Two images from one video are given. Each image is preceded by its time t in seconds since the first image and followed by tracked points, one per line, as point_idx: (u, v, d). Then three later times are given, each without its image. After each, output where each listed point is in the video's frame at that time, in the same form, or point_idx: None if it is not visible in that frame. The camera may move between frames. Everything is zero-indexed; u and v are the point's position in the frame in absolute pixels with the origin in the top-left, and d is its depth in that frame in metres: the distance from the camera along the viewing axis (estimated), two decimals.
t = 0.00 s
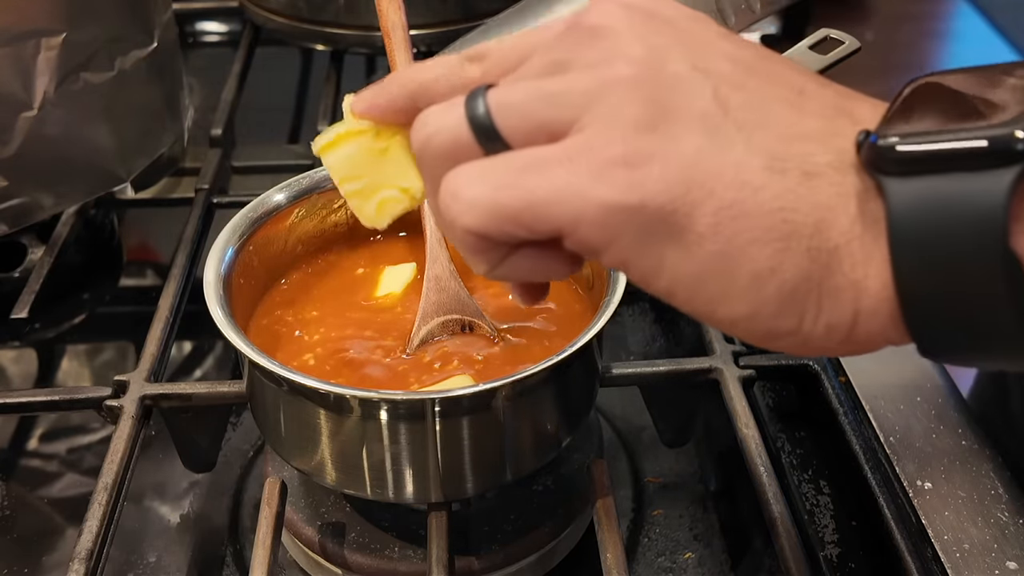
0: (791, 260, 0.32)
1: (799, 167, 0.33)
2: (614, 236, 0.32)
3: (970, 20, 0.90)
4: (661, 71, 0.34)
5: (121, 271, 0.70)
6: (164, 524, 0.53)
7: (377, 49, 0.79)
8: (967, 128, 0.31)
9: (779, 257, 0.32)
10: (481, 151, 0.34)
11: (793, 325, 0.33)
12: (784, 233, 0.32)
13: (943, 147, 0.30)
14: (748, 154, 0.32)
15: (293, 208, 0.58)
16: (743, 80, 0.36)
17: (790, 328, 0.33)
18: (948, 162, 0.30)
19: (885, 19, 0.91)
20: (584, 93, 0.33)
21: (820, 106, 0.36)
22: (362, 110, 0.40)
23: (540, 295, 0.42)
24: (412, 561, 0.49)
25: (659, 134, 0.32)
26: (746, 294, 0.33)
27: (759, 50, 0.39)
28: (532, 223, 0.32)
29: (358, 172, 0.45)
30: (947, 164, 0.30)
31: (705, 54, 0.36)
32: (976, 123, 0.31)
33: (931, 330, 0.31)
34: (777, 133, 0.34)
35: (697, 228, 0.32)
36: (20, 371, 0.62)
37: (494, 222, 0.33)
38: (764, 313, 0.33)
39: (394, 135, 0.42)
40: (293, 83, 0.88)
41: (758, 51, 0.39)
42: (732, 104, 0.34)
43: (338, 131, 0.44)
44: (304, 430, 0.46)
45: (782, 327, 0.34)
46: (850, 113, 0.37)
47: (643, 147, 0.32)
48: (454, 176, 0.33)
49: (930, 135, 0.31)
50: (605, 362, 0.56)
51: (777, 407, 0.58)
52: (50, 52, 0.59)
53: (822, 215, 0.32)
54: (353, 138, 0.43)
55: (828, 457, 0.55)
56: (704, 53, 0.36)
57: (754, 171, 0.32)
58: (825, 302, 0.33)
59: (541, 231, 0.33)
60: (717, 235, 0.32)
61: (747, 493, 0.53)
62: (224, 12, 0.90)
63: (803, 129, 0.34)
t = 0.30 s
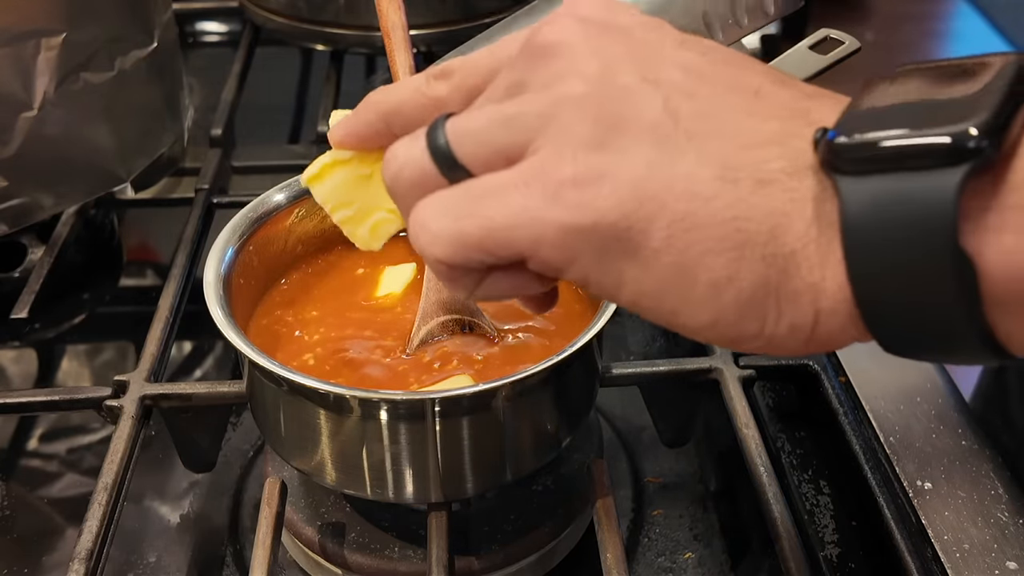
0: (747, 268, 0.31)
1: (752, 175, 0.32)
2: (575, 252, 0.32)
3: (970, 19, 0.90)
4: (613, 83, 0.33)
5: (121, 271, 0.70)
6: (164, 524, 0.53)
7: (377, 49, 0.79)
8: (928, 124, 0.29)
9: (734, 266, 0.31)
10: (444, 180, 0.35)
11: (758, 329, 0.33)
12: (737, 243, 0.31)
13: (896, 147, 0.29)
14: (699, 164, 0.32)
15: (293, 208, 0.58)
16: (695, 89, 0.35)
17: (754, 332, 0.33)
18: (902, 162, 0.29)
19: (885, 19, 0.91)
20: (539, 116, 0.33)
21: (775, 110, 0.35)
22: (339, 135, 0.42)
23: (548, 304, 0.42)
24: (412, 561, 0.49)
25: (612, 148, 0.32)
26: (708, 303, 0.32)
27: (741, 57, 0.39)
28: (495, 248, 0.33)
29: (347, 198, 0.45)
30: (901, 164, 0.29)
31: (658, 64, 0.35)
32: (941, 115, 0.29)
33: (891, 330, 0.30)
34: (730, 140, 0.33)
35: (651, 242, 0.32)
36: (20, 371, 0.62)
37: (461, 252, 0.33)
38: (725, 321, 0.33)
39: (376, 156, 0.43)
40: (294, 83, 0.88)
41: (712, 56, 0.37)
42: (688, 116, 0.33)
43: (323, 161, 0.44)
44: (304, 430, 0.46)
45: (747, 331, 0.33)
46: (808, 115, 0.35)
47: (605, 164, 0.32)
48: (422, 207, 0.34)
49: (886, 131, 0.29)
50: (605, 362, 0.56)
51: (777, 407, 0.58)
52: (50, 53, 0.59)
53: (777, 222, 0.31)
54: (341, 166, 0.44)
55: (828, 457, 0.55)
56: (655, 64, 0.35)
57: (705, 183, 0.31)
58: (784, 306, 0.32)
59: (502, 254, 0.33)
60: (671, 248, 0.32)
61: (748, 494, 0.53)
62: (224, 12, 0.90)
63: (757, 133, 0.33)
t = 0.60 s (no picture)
0: (702, 241, 0.31)
1: (700, 144, 0.31)
2: (530, 249, 0.33)
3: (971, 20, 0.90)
4: (549, 77, 0.34)
5: (121, 271, 0.70)
6: (164, 524, 0.53)
7: (377, 48, 0.79)
8: (880, 75, 0.29)
9: (688, 241, 0.31)
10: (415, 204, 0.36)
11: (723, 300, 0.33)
12: (690, 218, 0.31)
13: (842, 100, 0.29)
14: (641, 143, 0.31)
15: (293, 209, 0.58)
16: (629, 71, 0.35)
17: (720, 306, 0.33)
18: (850, 115, 0.28)
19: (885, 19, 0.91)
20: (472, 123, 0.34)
21: (718, 82, 0.34)
22: (321, 170, 0.44)
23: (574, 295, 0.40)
24: (412, 561, 0.49)
25: (548, 137, 0.32)
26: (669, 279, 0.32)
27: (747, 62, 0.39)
28: (459, 260, 0.33)
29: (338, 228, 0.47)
30: (849, 117, 0.28)
31: (593, 53, 0.36)
32: (893, 63, 0.29)
33: (848, 288, 0.30)
34: (669, 117, 0.32)
35: (602, 226, 0.31)
36: (20, 370, 0.62)
37: (434, 274, 0.34)
38: (689, 296, 0.33)
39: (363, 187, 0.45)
40: (294, 83, 0.88)
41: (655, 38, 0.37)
42: (622, 101, 0.33)
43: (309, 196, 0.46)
44: (304, 430, 0.46)
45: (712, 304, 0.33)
46: (753, 85, 0.34)
47: (543, 156, 0.32)
48: (396, 239, 0.35)
49: (836, 84, 0.29)
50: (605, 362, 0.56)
51: (777, 408, 0.58)
52: (49, 52, 0.59)
53: (727, 190, 0.31)
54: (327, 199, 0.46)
55: (828, 456, 0.55)
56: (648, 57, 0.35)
57: (648, 160, 0.31)
58: (747, 277, 0.32)
59: (469, 265, 0.34)
60: (623, 232, 0.31)
61: (747, 495, 0.52)
62: (225, 13, 0.90)
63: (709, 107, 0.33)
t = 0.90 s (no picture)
0: (699, 264, 0.31)
1: (694, 169, 0.31)
2: (529, 273, 0.33)
3: (971, 19, 0.90)
4: (542, 101, 0.34)
5: (121, 271, 0.70)
6: (164, 524, 0.53)
7: (377, 48, 0.79)
8: (877, 95, 0.29)
9: (685, 266, 0.31)
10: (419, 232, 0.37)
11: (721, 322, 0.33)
12: (686, 240, 0.31)
13: (836, 121, 0.29)
14: (635, 169, 0.32)
15: (293, 209, 0.58)
16: (622, 95, 0.35)
17: (718, 326, 0.33)
18: (845, 136, 0.29)
19: (886, 19, 0.91)
20: (470, 150, 0.34)
21: (710, 104, 0.34)
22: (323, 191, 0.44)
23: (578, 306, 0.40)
24: (412, 561, 0.49)
25: (544, 162, 0.33)
26: (665, 305, 0.32)
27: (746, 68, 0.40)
28: (462, 288, 0.34)
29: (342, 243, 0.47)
30: (843, 139, 0.29)
31: (585, 76, 0.36)
32: (886, 80, 0.29)
33: (846, 308, 0.30)
34: (665, 141, 0.32)
35: (600, 250, 0.32)
36: (20, 370, 0.62)
37: (439, 303, 0.34)
38: (686, 319, 0.32)
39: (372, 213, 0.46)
40: (294, 83, 0.88)
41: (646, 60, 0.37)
42: (617, 126, 0.33)
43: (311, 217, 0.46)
44: (304, 430, 0.46)
45: (712, 326, 0.33)
46: (748, 105, 0.34)
47: (539, 182, 0.32)
48: (402, 271, 0.36)
49: (829, 104, 0.29)
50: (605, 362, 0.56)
51: (777, 408, 0.58)
52: (49, 52, 0.59)
53: (721, 213, 0.31)
54: (329, 219, 0.46)
55: (828, 456, 0.55)
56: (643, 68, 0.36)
57: (642, 185, 0.31)
58: (743, 297, 0.32)
59: (471, 292, 0.34)
60: (622, 256, 0.32)
61: (747, 495, 0.53)
62: (225, 12, 0.90)
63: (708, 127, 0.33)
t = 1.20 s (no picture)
0: (682, 274, 0.31)
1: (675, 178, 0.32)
2: (512, 285, 0.34)
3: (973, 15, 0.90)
4: (521, 110, 0.35)
5: (116, 271, 0.69)
6: (159, 527, 0.53)
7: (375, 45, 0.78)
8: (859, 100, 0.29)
9: (668, 276, 0.31)
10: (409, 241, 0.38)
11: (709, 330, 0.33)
12: (666, 252, 0.31)
13: (816, 123, 0.29)
14: (616, 179, 0.32)
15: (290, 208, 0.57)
16: (601, 101, 0.36)
17: (706, 335, 0.33)
18: (829, 142, 0.28)
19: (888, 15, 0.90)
20: (449, 162, 0.36)
21: (691, 109, 0.35)
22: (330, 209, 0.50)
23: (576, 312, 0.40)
24: (411, 565, 0.48)
25: (522, 175, 0.34)
26: (649, 313, 0.32)
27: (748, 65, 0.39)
28: (447, 303, 0.35)
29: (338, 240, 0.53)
30: (824, 144, 0.29)
31: (566, 80, 0.37)
32: (865, 89, 0.29)
33: (834, 313, 0.30)
34: (646, 149, 0.33)
35: (580, 266, 0.32)
36: (13, 371, 0.61)
37: (426, 316, 0.36)
38: (671, 328, 0.33)
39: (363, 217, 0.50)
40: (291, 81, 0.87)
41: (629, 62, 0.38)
42: (597, 133, 0.34)
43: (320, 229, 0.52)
44: (300, 433, 0.45)
45: (700, 332, 0.33)
46: (730, 108, 0.35)
47: (517, 196, 0.33)
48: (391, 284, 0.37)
49: (814, 108, 0.29)
50: (605, 363, 0.56)
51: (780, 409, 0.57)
52: (43, 49, 0.59)
53: (703, 222, 0.31)
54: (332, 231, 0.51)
55: (831, 458, 0.54)
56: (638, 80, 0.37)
57: (621, 197, 0.32)
58: (730, 306, 0.32)
59: (457, 306, 0.35)
60: (603, 269, 0.32)
61: (749, 498, 0.52)
62: (221, 9, 0.89)
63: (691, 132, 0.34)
